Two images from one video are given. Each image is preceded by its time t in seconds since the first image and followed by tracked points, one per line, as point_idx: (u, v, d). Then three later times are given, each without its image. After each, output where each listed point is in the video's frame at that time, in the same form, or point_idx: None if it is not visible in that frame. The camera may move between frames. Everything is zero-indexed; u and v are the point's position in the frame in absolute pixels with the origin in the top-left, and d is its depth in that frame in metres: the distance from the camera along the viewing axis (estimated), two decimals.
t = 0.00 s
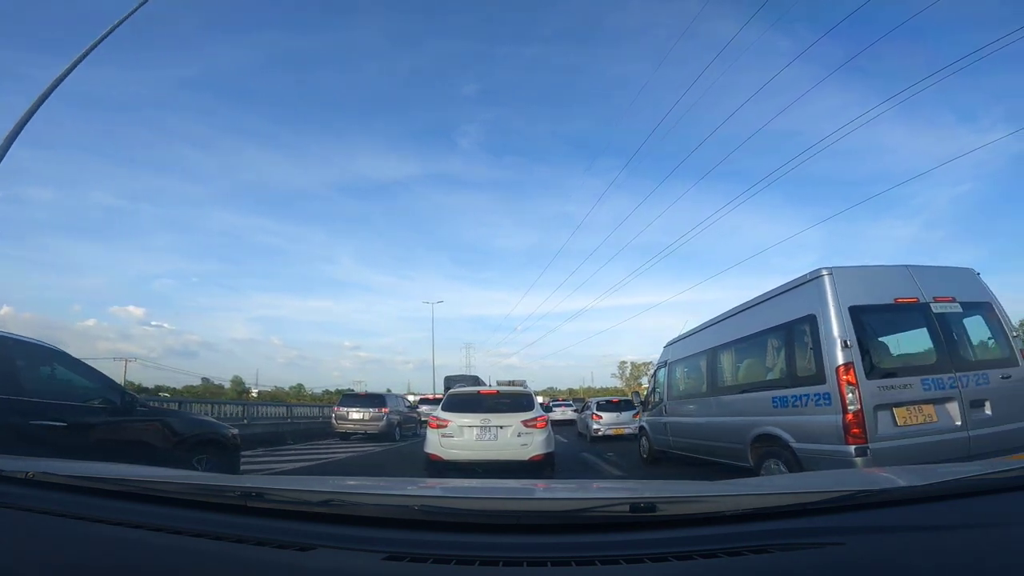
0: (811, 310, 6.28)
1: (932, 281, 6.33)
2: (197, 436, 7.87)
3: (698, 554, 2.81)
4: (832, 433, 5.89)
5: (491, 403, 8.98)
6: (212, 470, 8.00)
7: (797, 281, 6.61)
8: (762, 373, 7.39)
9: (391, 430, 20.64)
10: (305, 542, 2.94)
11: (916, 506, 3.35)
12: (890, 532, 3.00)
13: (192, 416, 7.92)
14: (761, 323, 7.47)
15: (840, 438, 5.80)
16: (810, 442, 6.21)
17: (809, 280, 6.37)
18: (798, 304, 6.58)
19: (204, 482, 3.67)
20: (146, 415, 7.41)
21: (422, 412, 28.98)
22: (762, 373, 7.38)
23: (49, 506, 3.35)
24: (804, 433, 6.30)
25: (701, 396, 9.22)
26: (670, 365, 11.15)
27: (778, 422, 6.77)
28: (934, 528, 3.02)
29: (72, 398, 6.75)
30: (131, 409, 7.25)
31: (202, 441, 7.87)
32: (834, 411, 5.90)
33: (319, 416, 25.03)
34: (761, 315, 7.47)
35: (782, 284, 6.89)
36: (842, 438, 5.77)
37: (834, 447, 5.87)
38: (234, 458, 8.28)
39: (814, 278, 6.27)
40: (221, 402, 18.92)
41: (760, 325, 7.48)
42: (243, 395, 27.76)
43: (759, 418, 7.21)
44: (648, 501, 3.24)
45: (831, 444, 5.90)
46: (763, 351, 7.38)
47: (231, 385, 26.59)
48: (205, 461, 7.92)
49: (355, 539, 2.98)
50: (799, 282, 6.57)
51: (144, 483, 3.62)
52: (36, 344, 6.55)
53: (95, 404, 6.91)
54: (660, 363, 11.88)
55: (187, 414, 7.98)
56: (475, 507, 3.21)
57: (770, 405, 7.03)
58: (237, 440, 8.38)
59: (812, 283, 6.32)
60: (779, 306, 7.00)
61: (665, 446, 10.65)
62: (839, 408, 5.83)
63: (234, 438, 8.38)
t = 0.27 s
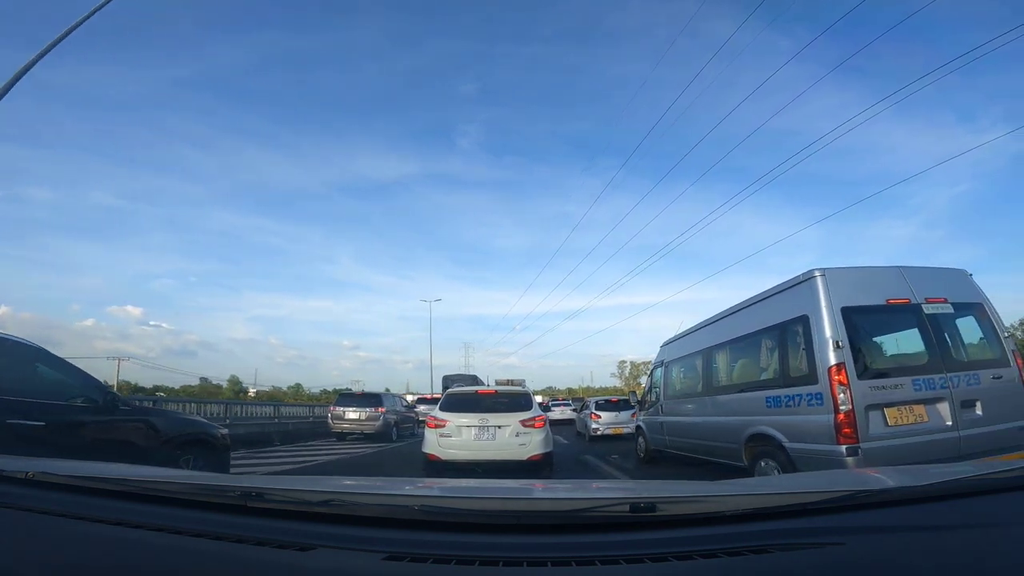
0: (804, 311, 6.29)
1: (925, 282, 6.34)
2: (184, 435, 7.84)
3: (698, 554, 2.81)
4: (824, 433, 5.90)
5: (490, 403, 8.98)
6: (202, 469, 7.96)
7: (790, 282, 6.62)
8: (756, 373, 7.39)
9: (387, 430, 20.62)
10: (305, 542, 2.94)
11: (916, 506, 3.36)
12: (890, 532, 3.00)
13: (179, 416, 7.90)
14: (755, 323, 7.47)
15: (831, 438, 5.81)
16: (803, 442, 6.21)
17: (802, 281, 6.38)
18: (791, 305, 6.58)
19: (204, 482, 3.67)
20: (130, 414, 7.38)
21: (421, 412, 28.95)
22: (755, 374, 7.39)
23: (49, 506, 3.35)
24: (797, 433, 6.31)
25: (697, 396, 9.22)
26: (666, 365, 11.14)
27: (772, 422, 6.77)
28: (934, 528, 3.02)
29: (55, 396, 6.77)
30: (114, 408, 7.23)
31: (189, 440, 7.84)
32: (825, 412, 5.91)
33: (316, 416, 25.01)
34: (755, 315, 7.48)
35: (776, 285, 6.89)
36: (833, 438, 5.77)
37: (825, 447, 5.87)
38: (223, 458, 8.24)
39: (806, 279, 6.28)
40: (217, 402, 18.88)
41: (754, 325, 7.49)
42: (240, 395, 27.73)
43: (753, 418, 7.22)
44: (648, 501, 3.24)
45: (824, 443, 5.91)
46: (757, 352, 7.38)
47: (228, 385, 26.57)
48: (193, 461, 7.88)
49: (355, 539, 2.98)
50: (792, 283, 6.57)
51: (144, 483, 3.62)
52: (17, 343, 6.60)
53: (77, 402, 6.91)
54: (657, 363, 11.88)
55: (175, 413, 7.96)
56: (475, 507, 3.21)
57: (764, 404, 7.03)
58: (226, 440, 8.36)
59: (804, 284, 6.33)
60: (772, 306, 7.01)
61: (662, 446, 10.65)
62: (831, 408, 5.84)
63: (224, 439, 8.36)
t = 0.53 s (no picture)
0: (800, 311, 6.30)
1: (921, 281, 6.34)
2: (169, 433, 7.81)
3: (698, 554, 2.82)
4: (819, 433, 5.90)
5: (488, 403, 8.98)
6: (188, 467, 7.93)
7: (787, 282, 6.62)
8: (752, 372, 7.40)
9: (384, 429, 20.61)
10: (305, 542, 2.94)
11: (916, 506, 3.36)
12: (890, 532, 3.00)
13: (164, 414, 7.87)
14: (751, 322, 7.47)
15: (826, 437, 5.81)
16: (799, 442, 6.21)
17: (798, 280, 6.38)
18: (787, 305, 6.59)
19: (204, 482, 3.67)
20: (111, 412, 7.35)
21: (420, 411, 28.90)
22: (752, 373, 7.39)
23: (49, 506, 3.34)
24: (792, 433, 6.32)
25: (694, 396, 9.22)
26: (664, 365, 11.13)
27: (768, 422, 6.78)
28: (934, 528, 3.03)
29: (34, 394, 6.78)
30: (94, 406, 7.22)
31: (174, 438, 7.81)
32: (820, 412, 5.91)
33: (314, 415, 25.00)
34: (752, 314, 7.48)
35: (772, 285, 6.89)
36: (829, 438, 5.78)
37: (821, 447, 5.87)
38: (211, 456, 8.21)
39: (802, 279, 6.29)
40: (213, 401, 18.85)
41: (750, 324, 7.50)
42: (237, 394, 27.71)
43: (749, 417, 7.22)
44: (648, 501, 3.25)
45: (819, 443, 5.91)
46: (754, 351, 7.38)
47: (225, 383, 26.55)
48: (179, 459, 7.85)
49: (355, 539, 2.98)
50: (788, 283, 6.57)
51: (143, 483, 3.62)
52: None
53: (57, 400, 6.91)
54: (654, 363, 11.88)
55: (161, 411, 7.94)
56: (475, 507, 3.21)
57: (760, 404, 7.03)
58: (214, 438, 8.33)
59: (800, 283, 6.33)
60: (768, 306, 7.01)
61: (659, 445, 10.65)
62: (826, 408, 5.85)
63: (211, 437, 8.33)
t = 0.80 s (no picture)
0: (796, 311, 6.30)
1: (917, 281, 6.34)
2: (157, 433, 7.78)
3: (698, 554, 2.82)
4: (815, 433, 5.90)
5: (487, 403, 8.98)
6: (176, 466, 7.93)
7: (783, 282, 6.62)
8: (748, 372, 7.40)
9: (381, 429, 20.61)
10: (305, 542, 2.94)
11: (916, 506, 3.36)
12: (889, 532, 3.01)
13: (152, 413, 7.84)
14: (748, 322, 7.47)
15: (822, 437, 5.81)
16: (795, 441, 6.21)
17: (794, 280, 6.38)
18: (783, 305, 6.59)
19: (204, 482, 3.67)
20: (94, 413, 7.33)
21: (418, 411, 28.87)
22: (748, 373, 7.40)
23: (49, 506, 3.34)
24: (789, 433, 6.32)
25: (691, 395, 9.22)
26: (661, 365, 11.13)
27: (764, 422, 6.77)
28: (934, 528, 3.03)
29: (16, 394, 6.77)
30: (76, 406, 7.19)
31: (160, 438, 7.79)
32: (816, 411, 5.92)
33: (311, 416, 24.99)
34: (748, 314, 7.47)
35: (768, 285, 6.89)
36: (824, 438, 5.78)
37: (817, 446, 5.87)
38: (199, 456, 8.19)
39: (799, 279, 6.29)
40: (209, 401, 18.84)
41: (747, 324, 7.50)
42: (234, 393, 27.71)
43: (745, 417, 7.22)
44: (648, 502, 3.25)
45: (815, 442, 5.91)
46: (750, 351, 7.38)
47: (222, 383, 26.56)
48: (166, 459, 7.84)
49: (355, 539, 2.98)
50: (785, 283, 6.57)
51: (143, 483, 3.62)
52: None
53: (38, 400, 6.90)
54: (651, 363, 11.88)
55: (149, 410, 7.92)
56: (475, 507, 3.21)
57: (756, 404, 7.04)
58: (203, 438, 8.31)
59: (796, 283, 6.33)
60: (765, 305, 7.01)
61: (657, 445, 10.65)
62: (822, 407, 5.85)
63: (200, 437, 8.31)
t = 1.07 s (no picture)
0: (792, 311, 6.31)
1: (912, 282, 6.34)
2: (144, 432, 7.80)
3: (698, 554, 2.82)
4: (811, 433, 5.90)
5: (486, 402, 8.98)
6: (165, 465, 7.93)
7: (779, 282, 6.62)
8: (745, 372, 7.41)
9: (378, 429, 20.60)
10: (306, 542, 2.94)
11: (916, 506, 3.37)
12: (889, 532, 3.01)
13: (139, 412, 7.86)
14: (745, 322, 7.47)
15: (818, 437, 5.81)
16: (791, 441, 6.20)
17: (790, 281, 6.39)
18: (779, 305, 6.59)
19: (204, 482, 3.67)
20: (78, 411, 7.36)
21: (416, 411, 28.87)
22: (745, 372, 7.40)
23: (49, 506, 3.35)
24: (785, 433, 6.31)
25: (689, 395, 9.21)
26: (659, 365, 11.13)
27: (761, 422, 6.77)
28: (933, 528, 3.04)
29: None
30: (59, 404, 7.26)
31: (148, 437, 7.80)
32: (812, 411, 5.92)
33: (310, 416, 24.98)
34: (745, 314, 7.47)
35: (765, 285, 6.90)
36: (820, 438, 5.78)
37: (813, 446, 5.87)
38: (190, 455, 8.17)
39: (794, 279, 6.29)
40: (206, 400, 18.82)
41: (743, 324, 7.50)
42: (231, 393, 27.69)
43: (742, 416, 7.22)
44: (648, 501, 3.25)
45: (811, 442, 5.91)
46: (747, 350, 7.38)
47: (220, 381, 26.57)
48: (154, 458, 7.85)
49: (355, 539, 2.99)
50: (780, 283, 6.58)
51: (144, 483, 3.62)
52: None
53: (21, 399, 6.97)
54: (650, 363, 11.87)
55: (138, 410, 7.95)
56: (475, 506, 3.21)
57: (752, 404, 7.04)
58: (194, 437, 8.29)
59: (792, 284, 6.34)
60: (762, 305, 7.01)
61: (655, 445, 10.64)
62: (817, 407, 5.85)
63: (191, 436, 8.29)
